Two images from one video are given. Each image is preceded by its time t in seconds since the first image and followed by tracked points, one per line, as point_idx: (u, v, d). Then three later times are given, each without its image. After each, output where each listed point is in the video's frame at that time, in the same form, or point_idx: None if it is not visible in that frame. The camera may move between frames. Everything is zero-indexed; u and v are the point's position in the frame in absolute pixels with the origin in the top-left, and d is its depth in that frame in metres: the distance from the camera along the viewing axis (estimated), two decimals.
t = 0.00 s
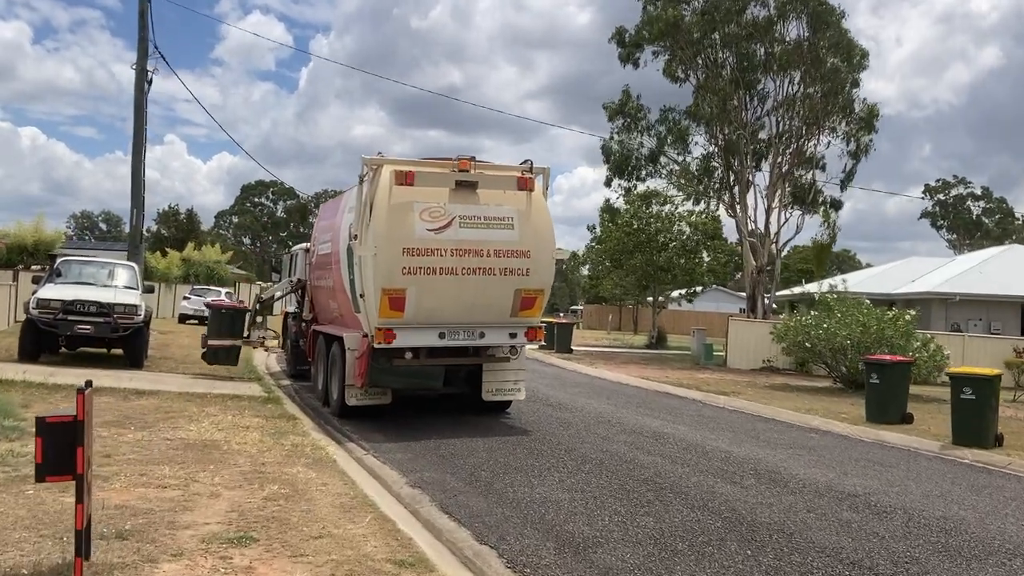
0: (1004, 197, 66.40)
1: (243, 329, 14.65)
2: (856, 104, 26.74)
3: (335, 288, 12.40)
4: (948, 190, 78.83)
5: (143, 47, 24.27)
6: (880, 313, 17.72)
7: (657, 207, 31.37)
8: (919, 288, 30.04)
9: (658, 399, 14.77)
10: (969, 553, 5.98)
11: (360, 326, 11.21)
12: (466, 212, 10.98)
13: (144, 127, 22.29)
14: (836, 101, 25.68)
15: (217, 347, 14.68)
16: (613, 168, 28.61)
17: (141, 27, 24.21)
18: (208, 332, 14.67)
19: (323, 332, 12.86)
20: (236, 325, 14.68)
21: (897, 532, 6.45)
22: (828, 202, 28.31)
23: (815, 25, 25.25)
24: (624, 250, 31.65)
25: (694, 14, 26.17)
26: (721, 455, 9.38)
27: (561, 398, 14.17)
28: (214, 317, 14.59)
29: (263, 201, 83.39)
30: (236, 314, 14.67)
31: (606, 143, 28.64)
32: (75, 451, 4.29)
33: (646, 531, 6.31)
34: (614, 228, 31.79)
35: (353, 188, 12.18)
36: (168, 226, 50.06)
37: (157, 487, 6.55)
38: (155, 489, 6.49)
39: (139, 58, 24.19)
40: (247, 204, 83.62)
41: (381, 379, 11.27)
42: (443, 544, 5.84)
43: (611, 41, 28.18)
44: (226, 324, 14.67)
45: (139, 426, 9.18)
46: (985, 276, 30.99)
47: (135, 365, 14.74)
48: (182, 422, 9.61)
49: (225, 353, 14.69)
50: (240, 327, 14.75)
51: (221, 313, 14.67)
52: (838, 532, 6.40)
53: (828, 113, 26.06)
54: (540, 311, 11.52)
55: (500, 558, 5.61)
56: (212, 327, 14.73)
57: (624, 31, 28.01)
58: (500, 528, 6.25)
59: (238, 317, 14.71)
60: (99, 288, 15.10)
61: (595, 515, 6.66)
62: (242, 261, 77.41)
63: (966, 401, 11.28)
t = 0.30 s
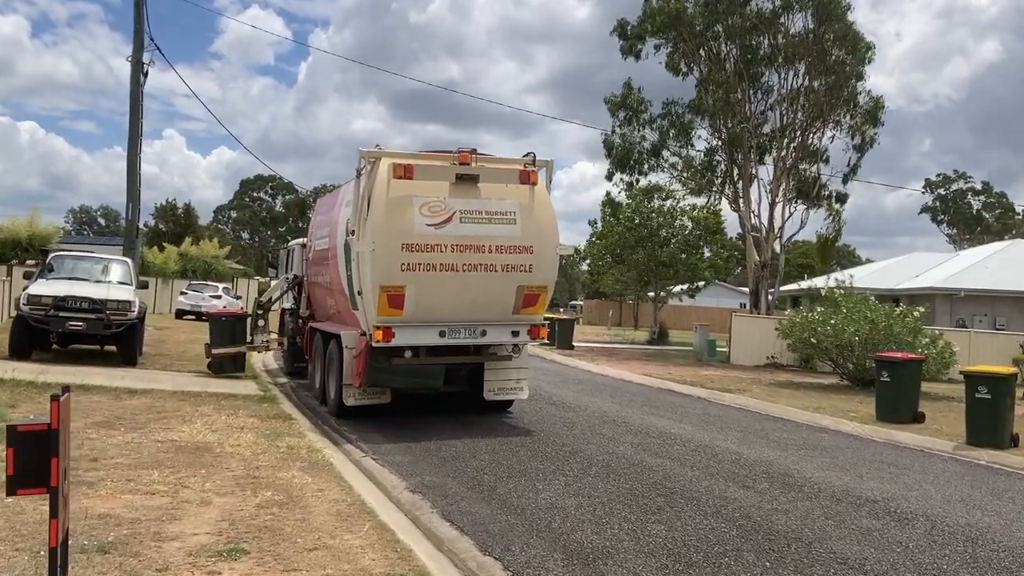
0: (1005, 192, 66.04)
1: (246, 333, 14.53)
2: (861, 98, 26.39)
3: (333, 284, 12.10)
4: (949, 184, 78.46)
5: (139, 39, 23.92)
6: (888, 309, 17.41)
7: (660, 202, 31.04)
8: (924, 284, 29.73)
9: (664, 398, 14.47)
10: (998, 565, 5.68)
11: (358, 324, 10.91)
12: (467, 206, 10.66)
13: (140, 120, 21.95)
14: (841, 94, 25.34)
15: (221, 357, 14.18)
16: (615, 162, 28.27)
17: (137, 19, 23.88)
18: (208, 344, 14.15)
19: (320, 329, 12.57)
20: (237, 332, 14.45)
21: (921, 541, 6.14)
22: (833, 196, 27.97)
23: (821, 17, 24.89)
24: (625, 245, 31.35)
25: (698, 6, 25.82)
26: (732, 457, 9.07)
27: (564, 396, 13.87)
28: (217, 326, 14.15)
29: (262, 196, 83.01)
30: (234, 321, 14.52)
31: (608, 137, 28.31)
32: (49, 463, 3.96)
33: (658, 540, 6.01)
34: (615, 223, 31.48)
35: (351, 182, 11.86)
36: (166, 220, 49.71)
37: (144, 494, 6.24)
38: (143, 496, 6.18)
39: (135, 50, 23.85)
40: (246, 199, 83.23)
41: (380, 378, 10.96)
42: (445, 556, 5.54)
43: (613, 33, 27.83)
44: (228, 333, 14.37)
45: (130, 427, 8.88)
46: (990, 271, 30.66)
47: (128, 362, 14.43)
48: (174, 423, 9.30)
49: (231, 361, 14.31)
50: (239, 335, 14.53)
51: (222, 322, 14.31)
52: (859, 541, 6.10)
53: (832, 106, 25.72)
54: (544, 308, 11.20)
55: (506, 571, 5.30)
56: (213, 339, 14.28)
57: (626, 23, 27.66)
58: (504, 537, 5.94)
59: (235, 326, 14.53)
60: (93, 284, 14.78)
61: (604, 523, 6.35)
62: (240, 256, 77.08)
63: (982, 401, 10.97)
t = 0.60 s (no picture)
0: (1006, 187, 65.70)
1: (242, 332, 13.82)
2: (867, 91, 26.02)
3: (330, 278, 11.75)
4: (950, 180, 78.11)
5: (134, 30, 23.53)
6: (897, 306, 17.06)
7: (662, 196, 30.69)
8: (929, 280, 29.42)
9: (669, 395, 14.14)
10: None
11: (356, 318, 10.58)
12: (468, 198, 10.32)
13: (135, 113, 21.57)
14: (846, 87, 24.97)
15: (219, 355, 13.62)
16: (617, 156, 27.90)
17: (132, 10, 23.49)
18: (212, 340, 13.66)
19: (317, 325, 12.23)
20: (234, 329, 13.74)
21: (949, 549, 5.80)
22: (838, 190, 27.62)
23: (827, 9, 24.50)
24: (627, 240, 31.01)
25: None
26: (743, 458, 8.73)
27: (568, 394, 13.53)
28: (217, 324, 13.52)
29: (262, 191, 82.66)
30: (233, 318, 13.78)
31: (610, 130, 27.94)
32: (13, 472, 3.64)
33: (671, 548, 5.67)
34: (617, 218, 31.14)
35: (348, 173, 11.52)
36: (164, 215, 49.35)
37: (128, 499, 5.90)
38: (127, 501, 5.84)
39: (130, 41, 23.46)
40: (246, 194, 82.86)
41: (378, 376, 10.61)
42: (445, 566, 5.21)
43: (615, 26, 27.44)
44: (227, 329, 13.67)
45: (118, 427, 8.53)
46: (996, 267, 30.30)
47: (121, 358, 14.08)
48: (165, 422, 8.95)
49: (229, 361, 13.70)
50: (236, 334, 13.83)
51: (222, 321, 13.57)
52: (882, 550, 5.76)
53: (838, 99, 25.35)
54: (548, 303, 10.86)
55: None
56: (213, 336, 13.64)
57: (628, 15, 27.27)
58: (508, 546, 5.60)
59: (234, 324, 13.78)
60: (85, 278, 14.42)
61: (614, 530, 6.01)
62: (239, 251, 76.74)
63: (1000, 400, 10.63)
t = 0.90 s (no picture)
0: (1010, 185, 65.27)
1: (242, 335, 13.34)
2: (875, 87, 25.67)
3: (328, 276, 11.43)
4: (953, 177, 77.72)
5: (133, 24, 23.21)
6: (910, 305, 16.71)
7: (666, 193, 30.36)
8: (937, 279, 29.10)
9: (677, 397, 13.82)
10: None
11: (355, 318, 10.26)
12: (471, 194, 10.00)
13: (133, 108, 21.25)
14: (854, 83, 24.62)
15: (216, 355, 13.26)
16: (622, 152, 27.56)
17: (131, 3, 23.16)
18: (209, 343, 13.28)
19: (316, 324, 11.91)
20: (234, 333, 13.25)
21: (985, 566, 5.48)
22: (845, 188, 27.28)
23: (835, 3, 24.15)
24: (631, 238, 30.68)
25: None
26: (759, 464, 8.41)
27: (574, 396, 13.21)
28: (214, 326, 13.13)
29: (262, 188, 82.40)
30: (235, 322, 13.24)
31: (614, 126, 27.61)
32: None
33: (690, 564, 5.35)
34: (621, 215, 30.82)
35: (347, 168, 11.20)
36: (164, 212, 49.09)
37: (117, 510, 5.59)
38: (115, 513, 5.53)
39: (129, 35, 23.15)
40: (247, 191, 82.58)
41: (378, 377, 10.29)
42: None
43: (620, 20, 27.09)
44: (226, 331, 13.24)
45: (110, 431, 8.22)
46: (1005, 265, 29.95)
47: (117, 358, 13.77)
48: (159, 425, 8.64)
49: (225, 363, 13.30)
50: (236, 337, 13.32)
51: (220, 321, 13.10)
52: (914, 566, 5.43)
53: (846, 95, 25.00)
54: (552, 303, 10.55)
55: None
56: (210, 338, 13.24)
57: (633, 10, 26.93)
58: (519, 561, 5.28)
59: (236, 326, 13.26)
60: (80, 276, 14.11)
61: (630, 544, 5.69)
62: (240, 249, 76.50)
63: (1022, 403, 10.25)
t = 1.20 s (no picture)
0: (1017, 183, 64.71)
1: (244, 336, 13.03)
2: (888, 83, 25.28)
3: (333, 273, 11.13)
4: (960, 175, 77.18)
5: (136, 19, 22.91)
6: (928, 304, 16.35)
7: (675, 191, 30.02)
8: (950, 277, 28.70)
9: (691, 398, 13.47)
10: None
11: (360, 317, 9.95)
12: (478, 190, 9.68)
13: (136, 104, 20.95)
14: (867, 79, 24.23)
15: (218, 355, 12.95)
16: (630, 149, 27.21)
17: None
18: (211, 343, 12.98)
19: (320, 322, 11.61)
20: (236, 333, 12.95)
21: None
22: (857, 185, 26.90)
23: None
24: (639, 236, 30.33)
25: None
26: (783, 471, 8.06)
27: (586, 397, 12.87)
28: (217, 327, 12.84)
29: (267, 186, 82.19)
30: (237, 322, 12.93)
31: (622, 123, 27.25)
32: None
33: None
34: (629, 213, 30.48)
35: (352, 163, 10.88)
36: (168, 210, 48.87)
37: (112, 522, 5.27)
38: (111, 525, 5.22)
39: (132, 30, 22.86)
40: (251, 189, 82.36)
41: (383, 377, 9.99)
42: None
43: (629, 14, 26.72)
44: (229, 330, 12.94)
45: (108, 434, 7.92)
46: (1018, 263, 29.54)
47: (118, 357, 13.47)
48: (159, 429, 8.33)
49: (228, 364, 13.00)
50: (239, 338, 13.01)
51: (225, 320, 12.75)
52: None
53: (859, 91, 24.60)
54: (561, 301, 10.22)
55: None
56: (212, 339, 12.94)
57: (642, 4, 26.57)
58: None
59: (239, 326, 12.97)
60: (81, 274, 13.82)
61: (657, 560, 5.36)
62: (244, 247, 76.29)
63: None
